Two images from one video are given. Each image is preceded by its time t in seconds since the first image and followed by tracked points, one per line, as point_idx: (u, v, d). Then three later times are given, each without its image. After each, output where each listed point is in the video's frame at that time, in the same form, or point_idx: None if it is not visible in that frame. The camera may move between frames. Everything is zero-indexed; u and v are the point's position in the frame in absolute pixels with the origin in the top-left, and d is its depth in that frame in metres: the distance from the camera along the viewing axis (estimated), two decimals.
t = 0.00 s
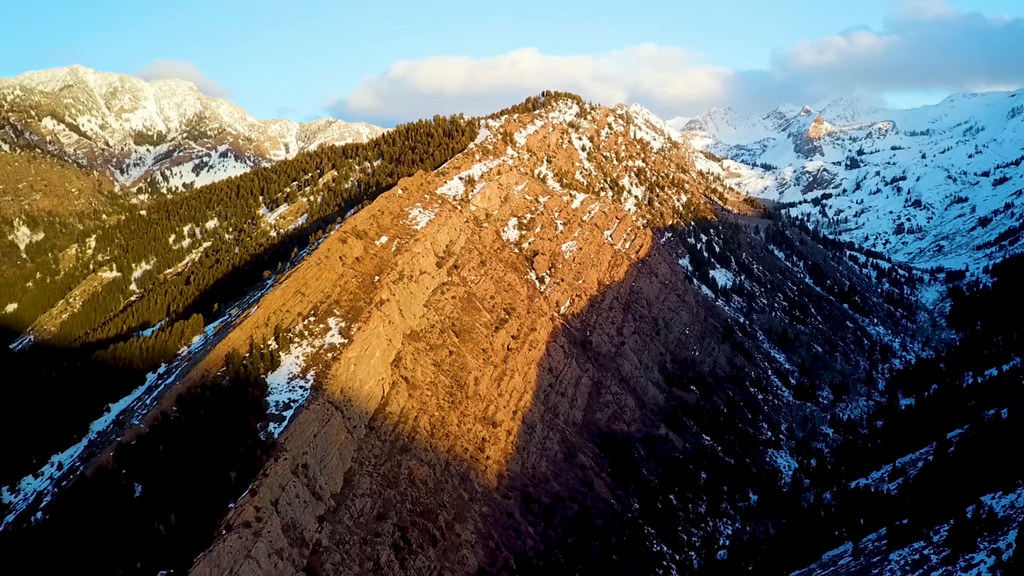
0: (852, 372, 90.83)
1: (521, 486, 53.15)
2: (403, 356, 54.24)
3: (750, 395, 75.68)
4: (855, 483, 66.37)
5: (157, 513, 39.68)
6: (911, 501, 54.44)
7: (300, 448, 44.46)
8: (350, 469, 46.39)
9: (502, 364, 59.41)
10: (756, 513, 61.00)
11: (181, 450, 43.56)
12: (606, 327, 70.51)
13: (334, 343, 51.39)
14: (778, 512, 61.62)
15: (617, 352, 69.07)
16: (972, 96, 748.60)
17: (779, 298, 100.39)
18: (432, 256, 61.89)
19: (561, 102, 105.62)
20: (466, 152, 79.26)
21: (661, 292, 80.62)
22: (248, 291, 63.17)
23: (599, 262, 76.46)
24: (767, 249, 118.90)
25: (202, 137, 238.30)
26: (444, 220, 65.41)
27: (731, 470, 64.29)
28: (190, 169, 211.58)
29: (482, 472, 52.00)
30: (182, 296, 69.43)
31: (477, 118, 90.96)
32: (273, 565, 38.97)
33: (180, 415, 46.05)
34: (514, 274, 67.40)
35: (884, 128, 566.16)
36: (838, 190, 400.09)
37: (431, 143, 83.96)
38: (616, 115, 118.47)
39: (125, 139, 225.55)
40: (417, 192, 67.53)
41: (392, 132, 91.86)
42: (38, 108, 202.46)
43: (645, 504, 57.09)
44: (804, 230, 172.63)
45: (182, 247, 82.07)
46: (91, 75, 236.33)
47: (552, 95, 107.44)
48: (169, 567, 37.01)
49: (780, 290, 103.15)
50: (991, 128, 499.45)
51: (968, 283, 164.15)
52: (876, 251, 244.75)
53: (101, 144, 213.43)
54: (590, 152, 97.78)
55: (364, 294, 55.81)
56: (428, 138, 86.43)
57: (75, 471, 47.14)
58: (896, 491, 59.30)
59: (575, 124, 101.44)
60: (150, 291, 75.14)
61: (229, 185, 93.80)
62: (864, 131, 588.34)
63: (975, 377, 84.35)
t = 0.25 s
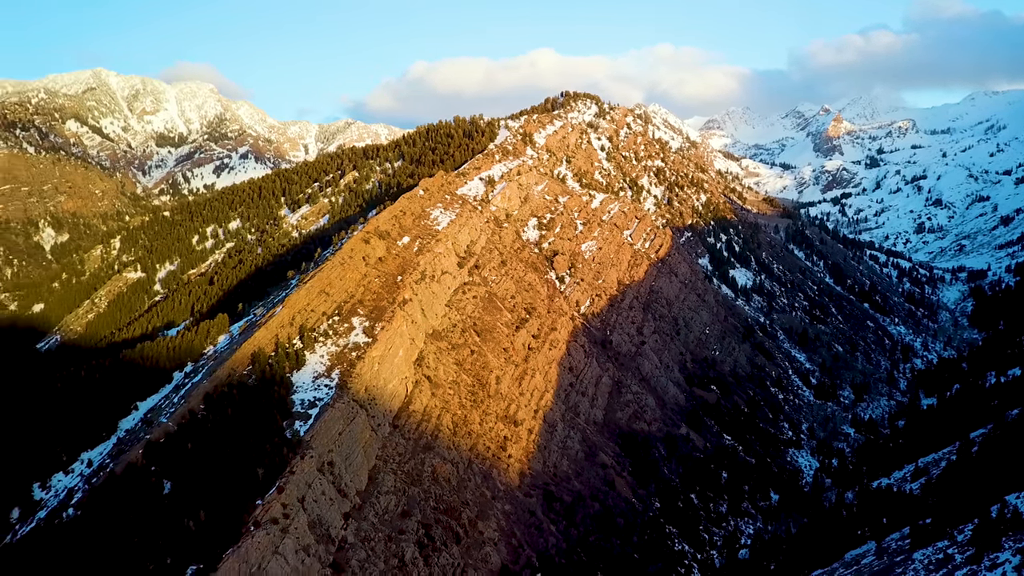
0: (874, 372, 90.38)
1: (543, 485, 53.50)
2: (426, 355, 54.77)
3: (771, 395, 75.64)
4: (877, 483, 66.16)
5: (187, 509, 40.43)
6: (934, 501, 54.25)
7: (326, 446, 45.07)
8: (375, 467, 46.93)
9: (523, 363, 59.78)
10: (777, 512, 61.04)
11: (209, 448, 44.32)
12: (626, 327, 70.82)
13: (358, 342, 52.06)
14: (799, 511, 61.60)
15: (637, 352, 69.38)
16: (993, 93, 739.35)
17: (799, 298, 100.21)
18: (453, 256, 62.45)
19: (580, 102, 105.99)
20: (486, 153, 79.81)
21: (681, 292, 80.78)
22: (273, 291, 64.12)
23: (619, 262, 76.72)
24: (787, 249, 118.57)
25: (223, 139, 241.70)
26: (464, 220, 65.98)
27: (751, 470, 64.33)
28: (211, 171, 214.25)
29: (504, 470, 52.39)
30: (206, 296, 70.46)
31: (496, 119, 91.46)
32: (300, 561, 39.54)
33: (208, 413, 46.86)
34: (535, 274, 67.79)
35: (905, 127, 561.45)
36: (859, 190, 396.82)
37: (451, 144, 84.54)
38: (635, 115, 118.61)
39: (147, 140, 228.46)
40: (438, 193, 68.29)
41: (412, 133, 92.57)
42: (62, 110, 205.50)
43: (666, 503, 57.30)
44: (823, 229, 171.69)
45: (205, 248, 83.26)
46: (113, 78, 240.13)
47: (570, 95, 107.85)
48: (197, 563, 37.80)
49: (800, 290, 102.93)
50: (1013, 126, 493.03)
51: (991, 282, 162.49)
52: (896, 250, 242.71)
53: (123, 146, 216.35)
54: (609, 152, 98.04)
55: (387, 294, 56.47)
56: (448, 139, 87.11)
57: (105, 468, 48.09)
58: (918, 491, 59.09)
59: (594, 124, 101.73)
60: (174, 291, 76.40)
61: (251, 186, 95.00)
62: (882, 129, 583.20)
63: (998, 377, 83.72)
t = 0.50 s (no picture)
0: (898, 371, 89.70)
1: (566, 483, 53.79)
2: (450, 354, 55.31)
3: (794, 395, 75.48)
4: (902, 483, 65.77)
5: (218, 506, 41.14)
6: (960, 501, 53.85)
7: (353, 444, 45.69)
8: (401, 465, 47.45)
9: (546, 363, 60.09)
10: (801, 512, 60.88)
11: (239, 446, 45.13)
12: (648, 327, 71.09)
13: (384, 341, 52.77)
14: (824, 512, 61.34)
15: (660, 352, 69.66)
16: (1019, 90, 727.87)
17: (822, 297, 99.84)
18: (476, 256, 63.15)
19: (602, 102, 106.51)
20: (508, 153, 80.91)
21: (703, 292, 80.89)
22: (299, 291, 65.17)
23: (641, 262, 76.95)
24: (810, 248, 118.02)
25: (245, 141, 245.58)
26: (487, 221, 66.77)
27: (774, 470, 64.26)
28: (234, 173, 216.73)
29: (528, 468, 52.73)
30: (232, 296, 71.59)
31: (518, 120, 92.36)
32: (329, 557, 40.25)
33: (236, 412, 47.75)
34: (557, 273, 68.16)
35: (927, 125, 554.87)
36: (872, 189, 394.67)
37: (473, 145, 85.29)
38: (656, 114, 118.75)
39: (171, 142, 231.85)
40: (461, 194, 69.28)
41: (435, 135, 94.20)
42: (89, 114, 209.24)
43: (689, 503, 57.38)
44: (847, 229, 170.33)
45: (230, 249, 84.81)
46: (138, 82, 247.71)
47: (592, 95, 108.40)
48: (228, 559, 38.19)
49: (823, 289, 102.51)
50: None
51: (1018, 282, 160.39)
52: (920, 250, 240.14)
53: (149, 148, 219.78)
54: (631, 152, 98.35)
55: (412, 294, 57.16)
56: (471, 140, 88.25)
57: (136, 465, 48.99)
58: (944, 491, 58.66)
59: (616, 124, 102.30)
60: (200, 291, 77.79)
61: (275, 187, 96.32)
62: (905, 127, 576.70)
63: None
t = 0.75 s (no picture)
0: (923, 371, 88.88)
1: (590, 482, 54.05)
2: (474, 354, 55.80)
3: (818, 395, 75.27)
4: (928, 483, 65.30)
5: (249, 502, 41.84)
6: (988, 501, 53.35)
7: (380, 442, 46.28)
8: (427, 463, 47.95)
9: (569, 362, 60.38)
10: (826, 512, 60.63)
11: (269, 444, 45.89)
12: (671, 327, 71.21)
13: (410, 341, 53.44)
14: (849, 512, 61.03)
15: (683, 351, 69.78)
16: None
17: (846, 297, 99.28)
18: (499, 257, 63.69)
19: (624, 103, 106.88)
20: (531, 154, 82.01)
21: (726, 292, 80.87)
22: (326, 291, 66.15)
23: (664, 261, 77.08)
24: (833, 247, 117.31)
25: (269, 142, 248.93)
26: (510, 222, 67.34)
27: (798, 470, 64.09)
28: (258, 174, 219.16)
29: (553, 467, 53.02)
30: (258, 296, 72.71)
31: (541, 122, 94.86)
32: (357, 554, 40.89)
33: (265, 410, 48.55)
34: (580, 273, 68.44)
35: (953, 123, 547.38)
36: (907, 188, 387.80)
37: (496, 147, 87.12)
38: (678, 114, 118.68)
39: (196, 145, 235.59)
40: (484, 194, 69.95)
41: (458, 136, 95.60)
42: (116, 117, 212.90)
43: (713, 502, 57.41)
44: (871, 229, 168.77)
45: (256, 250, 86.39)
46: (164, 85, 254.61)
47: (614, 96, 108.83)
48: (259, 555, 38.80)
49: (846, 288, 101.90)
50: None
51: None
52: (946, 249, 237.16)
53: (174, 151, 223.27)
54: (653, 151, 98.55)
55: (437, 294, 57.80)
56: (494, 140, 90.95)
57: (167, 462, 49.85)
58: (971, 491, 58.20)
59: (638, 124, 102.72)
60: (226, 291, 79.16)
61: (300, 189, 97.59)
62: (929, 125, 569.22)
63: None
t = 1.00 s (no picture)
0: (947, 371, 87.96)
1: (613, 481, 54.26)
2: (497, 353, 56.22)
3: (841, 394, 74.94)
4: (952, 483, 64.86)
5: (277, 499, 42.46)
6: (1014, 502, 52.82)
7: (406, 440, 46.82)
8: (451, 461, 48.43)
9: (591, 362, 60.61)
10: (849, 512, 60.36)
11: (296, 442, 46.59)
12: (693, 326, 71.26)
13: (434, 340, 54.02)
14: (873, 511, 60.75)
15: (706, 351, 69.85)
16: None
17: (869, 296, 98.59)
18: (522, 257, 64.10)
19: (645, 102, 107.27)
20: (553, 154, 82.92)
21: (749, 291, 80.77)
22: (350, 291, 67.02)
23: (685, 261, 77.13)
24: (856, 247, 116.50)
25: (292, 144, 253.02)
26: (532, 222, 67.77)
27: (821, 470, 63.91)
28: (280, 176, 221.42)
29: (576, 466, 53.29)
30: (283, 296, 73.78)
31: (563, 123, 95.81)
32: (383, 551, 41.45)
33: (291, 409, 49.29)
34: (601, 273, 68.62)
35: (978, 120, 539.54)
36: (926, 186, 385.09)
37: (518, 147, 89.54)
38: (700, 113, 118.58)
39: (220, 147, 240.97)
40: (506, 195, 70.46)
41: (480, 138, 97.32)
42: (140, 120, 216.18)
43: (736, 502, 57.38)
44: (894, 228, 167.10)
45: (280, 251, 87.94)
46: (188, 89, 261.18)
47: (634, 96, 109.23)
48: (287, 551, 39.54)
49: (870, 288, 101.17)
50: None
51: None
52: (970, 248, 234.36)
53: (199, 153, 226.66)
54: (674, 151, 98.73)
55: (460, 294, 58.36)
56: (516, 140, 92.70)
57: (196, 460, 50.69)
58: (997, 491, 57.74)
59: (659, 124, 102.89)
60: (251, 292, 80.60)
61: (323, 190, 99.21)
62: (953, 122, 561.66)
63: None
